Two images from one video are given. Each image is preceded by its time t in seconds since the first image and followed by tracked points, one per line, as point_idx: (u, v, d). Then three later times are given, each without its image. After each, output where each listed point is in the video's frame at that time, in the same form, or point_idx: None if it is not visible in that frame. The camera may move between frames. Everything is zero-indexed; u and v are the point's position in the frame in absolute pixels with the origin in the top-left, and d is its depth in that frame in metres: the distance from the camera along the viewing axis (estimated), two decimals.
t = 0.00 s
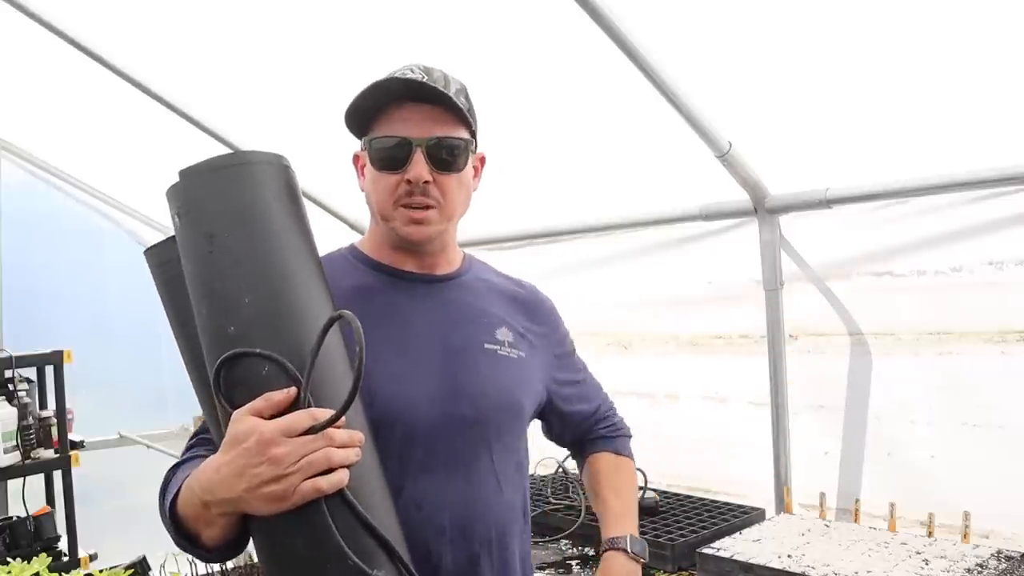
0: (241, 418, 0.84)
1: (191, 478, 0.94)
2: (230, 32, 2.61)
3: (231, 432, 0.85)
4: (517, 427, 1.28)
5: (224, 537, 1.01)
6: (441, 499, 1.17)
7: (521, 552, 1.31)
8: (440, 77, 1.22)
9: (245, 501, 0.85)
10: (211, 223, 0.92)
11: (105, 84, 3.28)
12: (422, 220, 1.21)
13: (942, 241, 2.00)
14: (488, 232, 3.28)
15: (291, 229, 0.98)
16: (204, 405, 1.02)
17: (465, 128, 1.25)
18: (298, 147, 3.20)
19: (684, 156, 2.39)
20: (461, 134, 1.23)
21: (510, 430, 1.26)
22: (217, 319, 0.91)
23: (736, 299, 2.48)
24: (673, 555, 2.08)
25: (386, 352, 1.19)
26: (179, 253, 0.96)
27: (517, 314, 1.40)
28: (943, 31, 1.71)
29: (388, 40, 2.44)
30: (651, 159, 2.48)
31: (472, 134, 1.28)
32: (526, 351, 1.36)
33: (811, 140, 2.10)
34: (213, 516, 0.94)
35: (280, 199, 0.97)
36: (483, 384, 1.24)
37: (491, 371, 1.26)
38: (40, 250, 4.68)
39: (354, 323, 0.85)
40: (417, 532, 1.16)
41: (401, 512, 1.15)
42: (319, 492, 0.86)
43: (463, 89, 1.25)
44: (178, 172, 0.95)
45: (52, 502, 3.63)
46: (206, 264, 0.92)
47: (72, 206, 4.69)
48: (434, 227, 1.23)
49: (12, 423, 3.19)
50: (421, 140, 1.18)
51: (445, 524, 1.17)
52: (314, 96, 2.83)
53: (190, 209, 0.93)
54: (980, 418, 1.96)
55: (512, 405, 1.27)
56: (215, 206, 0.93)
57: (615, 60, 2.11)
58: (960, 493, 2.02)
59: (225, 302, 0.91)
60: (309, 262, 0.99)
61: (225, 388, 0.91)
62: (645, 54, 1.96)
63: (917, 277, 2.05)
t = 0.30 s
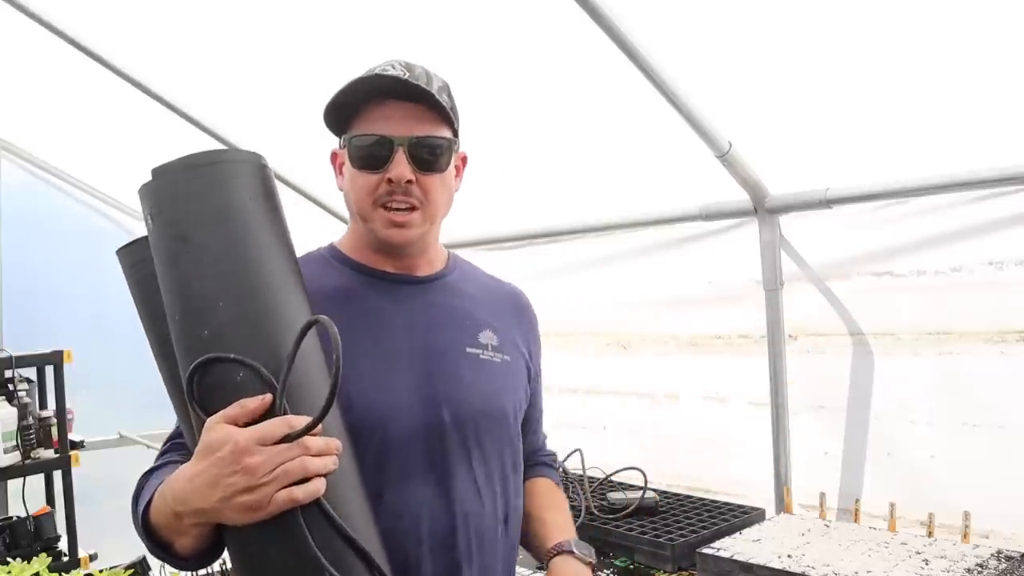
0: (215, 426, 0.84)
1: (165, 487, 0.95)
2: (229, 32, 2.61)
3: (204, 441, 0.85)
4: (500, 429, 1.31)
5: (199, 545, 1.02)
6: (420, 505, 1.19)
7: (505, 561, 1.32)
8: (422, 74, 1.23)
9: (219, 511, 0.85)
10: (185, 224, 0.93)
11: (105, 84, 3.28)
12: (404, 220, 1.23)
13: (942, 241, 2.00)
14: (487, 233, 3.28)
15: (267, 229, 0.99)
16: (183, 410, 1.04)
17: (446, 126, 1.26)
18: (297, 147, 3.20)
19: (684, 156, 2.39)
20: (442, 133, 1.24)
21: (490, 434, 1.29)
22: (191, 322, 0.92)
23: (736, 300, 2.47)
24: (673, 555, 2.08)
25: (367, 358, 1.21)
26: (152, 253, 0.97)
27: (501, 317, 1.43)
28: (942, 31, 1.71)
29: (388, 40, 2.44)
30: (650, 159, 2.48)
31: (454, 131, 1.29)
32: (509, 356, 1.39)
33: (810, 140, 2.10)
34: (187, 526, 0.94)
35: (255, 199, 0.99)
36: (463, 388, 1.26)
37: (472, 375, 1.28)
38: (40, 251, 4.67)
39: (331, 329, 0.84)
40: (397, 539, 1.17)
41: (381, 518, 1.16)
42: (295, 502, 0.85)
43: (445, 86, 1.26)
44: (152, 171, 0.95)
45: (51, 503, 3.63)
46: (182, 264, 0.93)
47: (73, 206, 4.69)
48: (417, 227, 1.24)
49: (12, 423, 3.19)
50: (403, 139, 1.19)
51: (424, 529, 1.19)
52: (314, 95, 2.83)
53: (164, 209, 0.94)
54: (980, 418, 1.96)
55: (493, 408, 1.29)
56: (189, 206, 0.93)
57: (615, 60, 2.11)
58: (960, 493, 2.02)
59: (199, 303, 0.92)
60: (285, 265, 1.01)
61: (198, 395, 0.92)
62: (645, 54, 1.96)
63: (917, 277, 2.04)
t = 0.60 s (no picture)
0: (207, 424, 0.87)
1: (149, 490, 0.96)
2: (229, 32, 2.61)
3: (195, 440, 0.87)
4: (482, 427, 1.31)
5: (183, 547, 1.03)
6: (405, 504, 1.20)
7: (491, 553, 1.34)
8: (408, 80, 1.25)
9: (212, 509, 0.88)
10: (169, 223, 0.97)
11: (105, 83, 3.28)
12: (392, 227, 1.22)
13: (942, 241, 2.00)
14: (486, 233, 3.28)
15: (249, 229, 1.03)
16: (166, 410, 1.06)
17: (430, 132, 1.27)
18: (296, 147, 3.21)
19: (684, 156, 2.38)
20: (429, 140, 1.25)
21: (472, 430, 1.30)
22: (176, 318, 0.95)
23: (736, 300, 2.47)
24: (673, 555, 2.08)
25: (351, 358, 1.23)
26: (134, 253, 1.00)
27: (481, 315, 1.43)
28: (942, 30, 1.71)
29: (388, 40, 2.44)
30: (650, 159, 2.48)
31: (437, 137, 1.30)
32: (490, 351, 1.39)
33: (810, 140, 2.10)
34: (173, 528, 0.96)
35: (238, 199, 1.03)
36: (444, 386, 1.27)
37: (453, 372, 1.30)
38: (40, 251, 4.67)
39: (327, 321, 0.88)
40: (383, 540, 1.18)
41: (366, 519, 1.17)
42: (289, 497, 0.88)
43: (430, 92, 1.27)
44: (134, 172, 0.98)
45: (52, 502, 3.63)
46: (166, 261, 0.96)
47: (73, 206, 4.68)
48: (403, 234, 1.24)
49: (12, 423, 3.19)
50: (392, 148, 1.19)
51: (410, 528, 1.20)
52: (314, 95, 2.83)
53: (147, 208, 0.97)
54: (980, 418, 1.96)
55: (474, 406, 1.30)
56: (173, 205, 0.97)
57: (614, 60, 2.11)
58: (960, 493, 2.02)
59: (184, 301, 0.95)
60: (267, 262, 1.05)
61: (183, 392, 0.95)
62: (645, 54, 1.96)
63: (916, 277, 2.04)
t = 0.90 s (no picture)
0: (192, 428, 0.88)
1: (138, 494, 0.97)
2: (229, 33, 2.61)
3: (181, 444, 0.88)
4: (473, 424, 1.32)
5: (178, 551, 1.04)
6: (399, 504, 1.20)
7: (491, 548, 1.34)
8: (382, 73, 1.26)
9: (198, 513, 0.89)
10: (155, 230, 0.99)
11: (105, 83, 3.28)
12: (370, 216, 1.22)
13: (942, 241, 2.00)
14: (486, 233, 3.28)
15: (237, 237, 1.04)
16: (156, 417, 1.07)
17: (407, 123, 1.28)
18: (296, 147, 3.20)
19: (684, 156, 2.38)
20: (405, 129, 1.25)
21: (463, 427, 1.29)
22: (163, 325, 0.97)
23: (736, 299, 2.47)
24: (673, 555, 2.08)
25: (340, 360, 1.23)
26: (122, 262, 1.02)
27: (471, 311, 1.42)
28: (943, 30, 1.71)
29: (387, 39, 2.44)
30: (650, 159, 2.48)
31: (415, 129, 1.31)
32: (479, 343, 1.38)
33: (809, 140, 2.10)
34: (164, 531, 0.97)
35: (223, 206, 1.05)
36: (434, 385, 1.27)
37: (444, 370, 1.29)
38: (40, 251, 4.67)
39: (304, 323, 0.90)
40: (379, 540, 1.18)
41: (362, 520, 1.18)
42: (275, 500, 0.89)
43: (404, 85, 1.29)
44: (121, 182, 1.01)
45: (52, 502, 3.63)
46: (151, 268, 0.98)
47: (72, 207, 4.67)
48: (383, 222, 1.24)
49: (12, 423, 3.19)
50: (365, 135, 1.20)
51: (405, 528, 1.20)
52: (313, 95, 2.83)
53: (134, 217, 1.00)
54: (980, 418, 1.96)
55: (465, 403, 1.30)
56: (158, 213, 0.99)
57: (615, 60, 2.11)
58: (959, 493, 2.02)
59: (171, 308, 0.96)
60: (254, 266, 1.06)
61: (172, 398, 0.96)
62: (646, 53, 1.96)
63: (916, 277, 2.04)
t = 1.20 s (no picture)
0: (172, 421, 0.91)
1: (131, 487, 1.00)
2: (229, 32, 2.61)
3: (163, 436, 0.92)
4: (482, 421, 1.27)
5: (175, 545, 1.05)
6: (397, 500, 1.19)
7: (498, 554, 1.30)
8: (384, 79, 1.26)
9: (178, 504, 0.91)
10: (148, 231, 1.01)
11: (104, 83, 3.28)
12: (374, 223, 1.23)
13: (942, 241, 1.99)
14: (485, 233, 3.28)
15: (228, 237, 1.05)
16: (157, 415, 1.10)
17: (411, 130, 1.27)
18: (295, 147, 3.20)
19: (684, 156, 2.39)
20: (407, 136, 1.25)
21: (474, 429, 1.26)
22: (155, 324, 0.99)
23: (736, 299, 2.47)
24: (673, 555, 2.08)
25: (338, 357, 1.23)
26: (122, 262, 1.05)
27: (479, 306, 1.39)
28: (942, 29, 1.71)
29: (387, 39, 2.44)
30: (650, 159, 2.48)
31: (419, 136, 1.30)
32: (490, 342, 1.35)
33: (809, 140, 2.10)
34: (155, 523, 0.99)
35: (216, 207, 1.05)
36: (435, 380, 1.25)
37: (447, 365, 1.27)
38: (40, 251, 4.67)
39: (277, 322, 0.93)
40: (377, 536, 1.17)
41: (358, 515, 1.18)
42: (248, 491, 0.91)
43: (407, 91, 1.28)
44: (118, 184, 1.04)
45: (51, 502, 3.63)
46: (145, 269, 1.00)
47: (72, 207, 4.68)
48: (387, 230, 1.24)
49: (12, 423, 3.19)
50: (367, 144, 1.20)
51: (403, 524, 1.18)
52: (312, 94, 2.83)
53: (129, 219, 1.02)
54: (980, 418, 1.96)
55: (469, 399, 1.26)
56: (151, 215, 1.01)
57: (615, 60, 2.11)
58: (959, 493, 2.02)
59: (162, 307, 0.99)
60: (244, 267, 1.06)
61: (165, 393, 0.99)
62: (645, 53, 1.96)
63: (916, 277, 2.05)
